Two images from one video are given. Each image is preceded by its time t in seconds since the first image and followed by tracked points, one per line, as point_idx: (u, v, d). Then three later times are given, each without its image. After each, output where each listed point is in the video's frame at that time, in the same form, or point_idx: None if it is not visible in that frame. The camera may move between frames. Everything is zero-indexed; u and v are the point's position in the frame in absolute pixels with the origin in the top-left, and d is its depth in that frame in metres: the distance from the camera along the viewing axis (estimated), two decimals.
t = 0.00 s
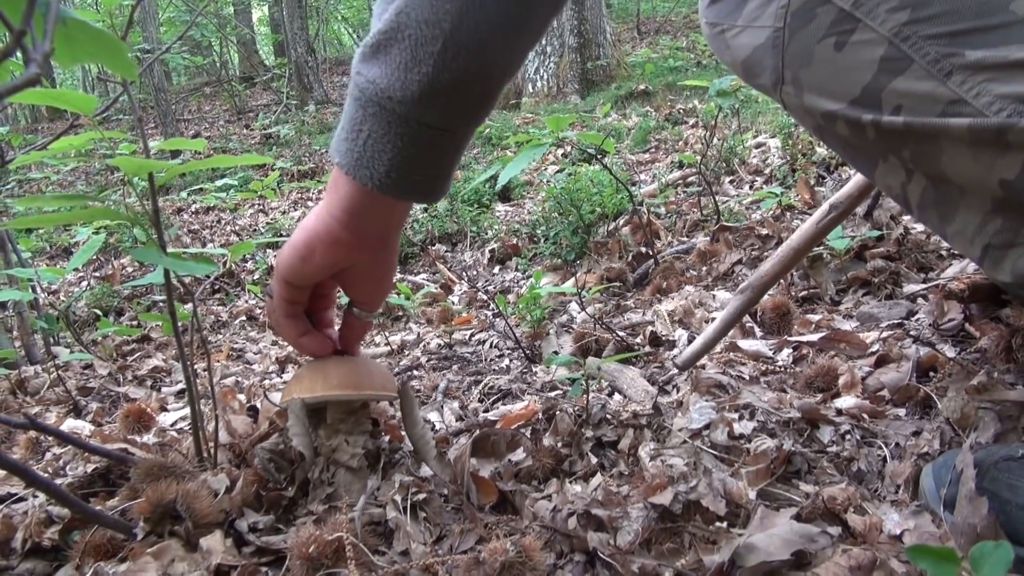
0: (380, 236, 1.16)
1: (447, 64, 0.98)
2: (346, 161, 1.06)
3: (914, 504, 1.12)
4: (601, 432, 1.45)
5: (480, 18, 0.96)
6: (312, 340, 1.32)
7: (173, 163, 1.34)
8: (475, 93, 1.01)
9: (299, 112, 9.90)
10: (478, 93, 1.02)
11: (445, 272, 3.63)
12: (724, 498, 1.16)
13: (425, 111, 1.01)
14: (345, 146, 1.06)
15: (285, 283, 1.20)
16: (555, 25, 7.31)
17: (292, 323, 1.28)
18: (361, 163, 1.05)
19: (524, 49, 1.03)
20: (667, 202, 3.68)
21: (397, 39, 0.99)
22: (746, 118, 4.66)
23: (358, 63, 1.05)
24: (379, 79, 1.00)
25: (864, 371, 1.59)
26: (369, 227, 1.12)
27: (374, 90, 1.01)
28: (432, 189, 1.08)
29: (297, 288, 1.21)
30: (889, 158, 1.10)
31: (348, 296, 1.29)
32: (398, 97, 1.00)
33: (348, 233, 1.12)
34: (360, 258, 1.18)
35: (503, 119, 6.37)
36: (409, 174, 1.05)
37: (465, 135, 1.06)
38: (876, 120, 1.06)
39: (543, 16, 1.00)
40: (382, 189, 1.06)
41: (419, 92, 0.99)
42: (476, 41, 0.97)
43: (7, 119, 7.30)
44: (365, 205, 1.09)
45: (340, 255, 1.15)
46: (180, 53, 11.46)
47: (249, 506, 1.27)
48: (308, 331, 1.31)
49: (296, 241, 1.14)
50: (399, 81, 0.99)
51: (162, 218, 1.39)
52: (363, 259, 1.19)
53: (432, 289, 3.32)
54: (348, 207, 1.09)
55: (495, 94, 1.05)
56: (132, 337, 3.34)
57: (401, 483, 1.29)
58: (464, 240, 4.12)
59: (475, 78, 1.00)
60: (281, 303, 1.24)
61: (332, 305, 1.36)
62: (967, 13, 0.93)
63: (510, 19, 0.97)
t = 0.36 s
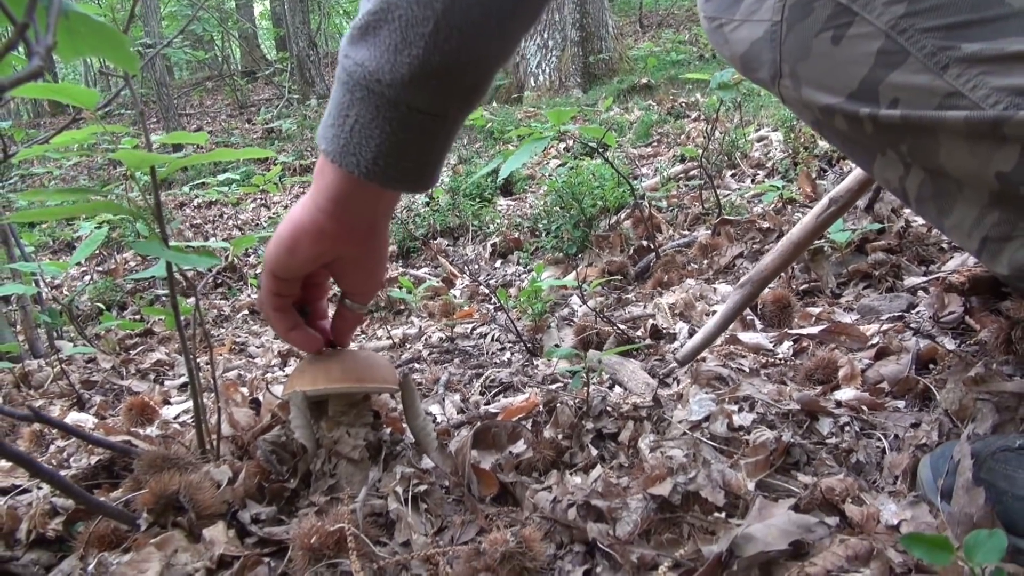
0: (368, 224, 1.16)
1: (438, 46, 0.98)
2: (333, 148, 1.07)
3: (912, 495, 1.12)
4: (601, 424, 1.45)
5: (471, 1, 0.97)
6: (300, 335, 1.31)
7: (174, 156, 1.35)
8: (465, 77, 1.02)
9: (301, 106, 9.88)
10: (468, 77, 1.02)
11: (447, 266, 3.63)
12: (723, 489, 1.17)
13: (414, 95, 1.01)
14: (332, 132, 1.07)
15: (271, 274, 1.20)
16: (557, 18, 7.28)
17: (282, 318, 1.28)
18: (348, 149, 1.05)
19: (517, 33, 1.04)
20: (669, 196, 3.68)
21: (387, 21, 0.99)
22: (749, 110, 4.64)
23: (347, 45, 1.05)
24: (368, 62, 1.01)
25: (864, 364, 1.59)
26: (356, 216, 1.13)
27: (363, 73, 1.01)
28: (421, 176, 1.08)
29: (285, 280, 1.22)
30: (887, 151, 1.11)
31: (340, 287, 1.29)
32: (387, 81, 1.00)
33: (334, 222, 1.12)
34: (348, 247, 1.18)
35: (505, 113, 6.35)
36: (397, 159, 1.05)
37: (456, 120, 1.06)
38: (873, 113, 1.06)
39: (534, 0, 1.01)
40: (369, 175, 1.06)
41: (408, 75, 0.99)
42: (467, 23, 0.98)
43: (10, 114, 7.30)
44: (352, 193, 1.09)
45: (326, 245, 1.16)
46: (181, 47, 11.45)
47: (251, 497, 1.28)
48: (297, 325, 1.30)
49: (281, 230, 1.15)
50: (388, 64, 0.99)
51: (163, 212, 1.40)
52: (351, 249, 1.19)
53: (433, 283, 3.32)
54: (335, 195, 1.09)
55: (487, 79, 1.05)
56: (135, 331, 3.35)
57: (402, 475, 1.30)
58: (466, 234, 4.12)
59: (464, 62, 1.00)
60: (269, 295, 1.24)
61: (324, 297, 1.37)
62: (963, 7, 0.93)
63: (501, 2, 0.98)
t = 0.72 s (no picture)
0: (374, 230, 1.16)
1: (445, 51, 0.98)
2: (338, 154, 1.07)
3: (922, 498, 1.12)
4: (608, 425, 1.45)
5: (478, 6, 0.96)
6: (307, 338, 1.32)
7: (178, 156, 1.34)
8: (472, 82, 1.01)
9: (303, 103, 9.86)
10: (475, 82, 1.02)
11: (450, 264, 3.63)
12: (731, 491, 1.17)
13: (421, 101, 1.00)
14: (338, 137, 1.07)
15: (277, 280, 1.20)
16: (560, 14, 7.25)
17: (289, 322, 1.28)
18: (354, 156, 1.05)
19: (525, 37, 1.03)
20: (673, 193, 3.67)
21: (393, 25, 0.99)
22: (752, 107, 4.63)
23: (352, 50, 1.05)
24: (374, 68, 1.00)
25: (871, 364, 1.59)
26: (362, 222, 1.13)
27: (369, 79, 1.01)
28: (428, 181, 1.08)
29: (291, 285, 1.21)
30: (894, 153, 1.10)
31: (348, 290, 1.29)
32: (393, 86, 1.00)
33: (339, 230, 1.12)
34: (353, 253, 1.18)
35: (507, 110, 6.33)
36: (403, 165, 1.05)
37: (463, 125, 1.06)
38: (881, 115, 1.05)
39: (541, 4, 1.00)
40: (375, 182, 1.06)
41: (415, 81, 0.99)
42: (474, 28, 0.97)
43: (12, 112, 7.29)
44: (358, 199, 1.09)
45: (331, 253, 1.16)
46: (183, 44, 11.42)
47: (258, 499, 1.28)
48: (301, 328, 1.30)
49: (287, 237, 1.15)
50: (395, 70, 0.99)
51: (167, 211, 1.39)
52: (357, 254, 1.19)
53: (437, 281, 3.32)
54: (340, 201, 1.09)
55: (494, 84, 1.05)
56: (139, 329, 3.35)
57: (408, 476, 1.29)
58: (469, 231, 4.11)
59: (471, 67, 1.00)
60: (274, 301, 1.24)
61: (330, 299, 1.37)
62: (973, 8, 0.93)
63: (508, 7, 0.97)
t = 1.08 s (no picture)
0: (377, 223, 1.15)
1: (448, 44, 0.97)
2: (342, 147, 1.06)
3: (929, 498, 1.12)
4: (613, 423, 1.45)
5: None
6: (309, 333, 1.31)
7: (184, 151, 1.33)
8: (474, 76, 1.01)
9: (307, 98, 9.85)
10: (477, 76, 1.01)
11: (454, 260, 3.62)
12: (737, 490, 1.16)
13: (424, 95, 1.00)
14: (340, 131, 1.06)
15: (280, 274, 1.20)
16: (565, 10, 7.23)
17: (292, 316, 1.28)
18: (357, 149, 1.05)
19: (527, 32, 1.03)
20: (678, 190, 3.67)
21: (396, 18, 0.98)
22: (758, 105, 4.61)
23: (355, 43, 1.04)
24: (376, 59, 1.00)
25: (877, 363, 1.59)
26: (365, 215, 1.12)
27: (371, 72, 1.00)
28: (430, 175, 1.08)
29: (294, 280, 1.21)
30: (902, 152, 1.10)
31: (353, 284, 1.29)
32: (396, 79, 0.99)
33: (342, 223, 1.12)
34: (356, 247, 1.18)
35: (512, 106, 6.32)
36: (406, 159, 1.04)
37: (466, 119, 1.06)
38: (889, 113, 1.05)
39: None
40: (377, 175, 1.05)
41: (418, 74, 0.98)
42: (477, 21, 0.97)
43: (18, 105, 7.30)
44: (361, 193, 1.09)
45: (334, 246, 1.15)
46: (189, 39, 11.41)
47: (262, 494, 1.28)
48: (305, 323, 1.29)
49: (290, 231, 1.14)
50: (398, 63, 0.99)
51: (173, 207, 1.39)
52: (360, 248, 1.19)
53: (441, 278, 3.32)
54: (343, 195, 1.09)
55: (496, 78, 1.05)
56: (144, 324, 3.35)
57: (412, 472, 1.29)
58: (474, 227, 4.11)
59: (474, 60, 0.99)
60: (277, 295, 1.24)
61: (335, 294, 1.36)
62: (982, 6, 0.92)
63: None
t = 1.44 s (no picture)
0: (378, 222, 1.15)
1: (449, 43, 0.97)
2: (343, 145, 1.06)
3: (934, 498, 1.12)
4: (617, 422, 1.45)
5: None
6: (310, 332, 1.31)
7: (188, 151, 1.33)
8: (474, 75, 1.01)
9: (310, 96, 9.83)
10: (478, 75, 1.01)
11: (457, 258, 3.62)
12: (742, 490, 1.16)
13: (425, 93, 1.00)
14: (341, 129, 1.06)
15: (282, 273, 1.20)
16: (567, 7, 7.21)
17: (293, 314, 1.28)
18: (357, 147, 1.05)
19: (527, 31, 1.03)
20: (681, 187, 3.66)
21: (397, 16, 0.98)
22: (760, 101, 4.60)
23: (356, 41, 1.04)
24: (377, 57, 1.00)
25: (882, 361, 1.59)
26: (366, 213, 1.12)
27: (372, 70, 1.00)
28: (431, 174, 1.08)
29: (296, 279, 1.21)
30: (906, 151, 1.09)
31: (355, 283, 1.29)
32: (396, 78, 0.99)
33: (344, 221, 1.12)
34: (358, 246, 1.18)
35: (514, 103, 6.30)
36: (406, 157, 1.04)
37: (466, 118, 1.06)
38: (893, 112, 1.04)
39: None
40: (378, 173, 1.05)
41: (418, 72, 0.98)
42: (477, 19, 0.97)
43: (20, 104, 7.30)
44: (362, 192, 1.08)
45: (336, 244, 1.15)
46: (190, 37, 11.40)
47: (267, 494, 1.28)
48: (306, 321, 1.30)
49: (291, 229, 1.14)
50: (398, 61, 0.98)
51: (176, 206, 1.38)
52: (362, 246, 1.19)
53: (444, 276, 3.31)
54: (345, 193, 1.09)
55: (497, 77, 1.05)
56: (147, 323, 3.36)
57: (417, 472, 1.29)
58: (476, 225, 4.11)
59: (474, 59, 0.99)
60: (280, 294, 1.23)
61: (338, 294, 1.36)
62: (988, 5, 0.91)
63: None
